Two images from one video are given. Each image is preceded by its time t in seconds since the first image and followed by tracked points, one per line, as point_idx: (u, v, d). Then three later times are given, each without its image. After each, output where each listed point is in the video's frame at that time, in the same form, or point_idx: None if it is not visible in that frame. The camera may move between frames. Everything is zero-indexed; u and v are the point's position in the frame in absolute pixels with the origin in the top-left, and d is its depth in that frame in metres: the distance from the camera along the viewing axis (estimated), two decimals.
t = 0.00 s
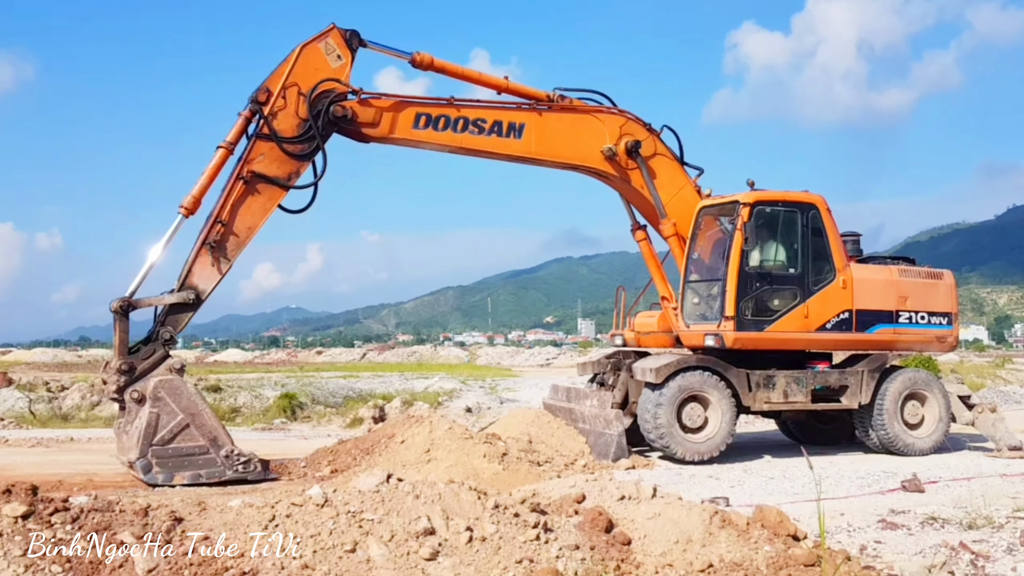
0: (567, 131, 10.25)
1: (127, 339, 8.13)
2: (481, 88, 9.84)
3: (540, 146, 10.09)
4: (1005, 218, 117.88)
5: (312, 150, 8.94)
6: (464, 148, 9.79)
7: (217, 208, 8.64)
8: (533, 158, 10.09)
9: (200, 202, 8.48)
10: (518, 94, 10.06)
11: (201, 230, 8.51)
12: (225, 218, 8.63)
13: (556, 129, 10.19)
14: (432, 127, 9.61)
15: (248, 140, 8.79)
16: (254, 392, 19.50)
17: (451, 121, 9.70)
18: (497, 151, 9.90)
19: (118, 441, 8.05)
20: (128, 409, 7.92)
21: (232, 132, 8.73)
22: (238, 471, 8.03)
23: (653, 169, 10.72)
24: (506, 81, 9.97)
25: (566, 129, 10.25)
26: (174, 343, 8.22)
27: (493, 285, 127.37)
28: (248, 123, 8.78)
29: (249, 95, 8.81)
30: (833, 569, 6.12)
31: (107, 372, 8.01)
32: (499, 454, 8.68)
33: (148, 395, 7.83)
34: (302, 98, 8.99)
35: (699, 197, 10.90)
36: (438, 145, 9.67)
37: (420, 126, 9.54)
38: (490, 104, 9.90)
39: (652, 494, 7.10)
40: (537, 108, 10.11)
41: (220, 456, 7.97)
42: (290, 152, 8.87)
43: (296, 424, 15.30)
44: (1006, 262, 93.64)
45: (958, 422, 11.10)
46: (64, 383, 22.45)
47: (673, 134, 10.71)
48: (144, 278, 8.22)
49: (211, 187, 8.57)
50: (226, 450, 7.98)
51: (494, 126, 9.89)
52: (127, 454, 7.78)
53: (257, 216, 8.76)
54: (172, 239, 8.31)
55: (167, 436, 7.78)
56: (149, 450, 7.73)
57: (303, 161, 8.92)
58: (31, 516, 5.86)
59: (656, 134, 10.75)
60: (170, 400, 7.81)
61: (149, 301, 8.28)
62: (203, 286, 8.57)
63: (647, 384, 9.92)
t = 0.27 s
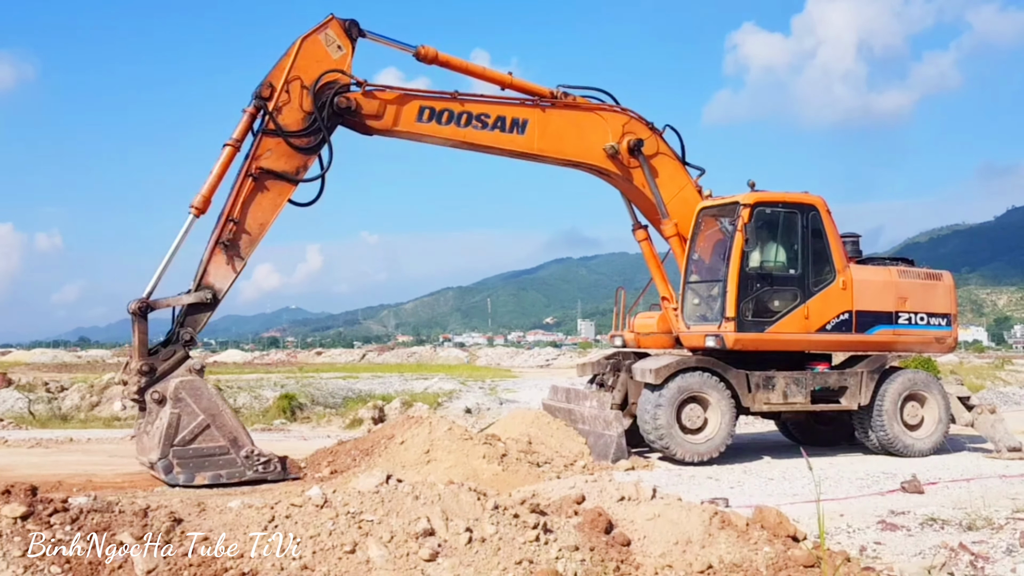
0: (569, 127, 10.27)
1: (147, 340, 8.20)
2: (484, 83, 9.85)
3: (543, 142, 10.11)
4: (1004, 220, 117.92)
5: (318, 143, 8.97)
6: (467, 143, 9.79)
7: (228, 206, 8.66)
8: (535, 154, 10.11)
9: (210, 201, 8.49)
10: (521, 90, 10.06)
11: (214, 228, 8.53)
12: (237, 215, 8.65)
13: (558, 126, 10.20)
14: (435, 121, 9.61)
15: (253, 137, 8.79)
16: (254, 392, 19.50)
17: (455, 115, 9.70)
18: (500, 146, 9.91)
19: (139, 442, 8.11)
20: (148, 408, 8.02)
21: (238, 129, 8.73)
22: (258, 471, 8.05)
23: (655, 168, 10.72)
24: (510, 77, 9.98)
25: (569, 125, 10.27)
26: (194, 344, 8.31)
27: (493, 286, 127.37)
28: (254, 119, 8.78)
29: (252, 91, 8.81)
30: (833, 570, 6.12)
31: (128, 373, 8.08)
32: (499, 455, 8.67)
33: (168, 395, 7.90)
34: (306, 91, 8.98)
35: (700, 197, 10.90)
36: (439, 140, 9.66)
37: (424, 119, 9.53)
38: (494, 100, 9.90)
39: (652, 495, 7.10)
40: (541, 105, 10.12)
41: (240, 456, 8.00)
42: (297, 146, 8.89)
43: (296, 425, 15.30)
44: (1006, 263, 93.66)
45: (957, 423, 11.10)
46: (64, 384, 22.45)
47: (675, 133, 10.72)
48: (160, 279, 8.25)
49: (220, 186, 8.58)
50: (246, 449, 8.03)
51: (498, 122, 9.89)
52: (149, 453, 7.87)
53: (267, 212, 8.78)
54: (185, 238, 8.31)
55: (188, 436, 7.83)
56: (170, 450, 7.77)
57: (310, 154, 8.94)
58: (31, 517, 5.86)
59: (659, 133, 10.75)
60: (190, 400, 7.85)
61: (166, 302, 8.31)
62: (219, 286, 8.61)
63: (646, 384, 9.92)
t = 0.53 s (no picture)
0: (572, 124, 10.27)
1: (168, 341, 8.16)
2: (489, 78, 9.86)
3: (546, 138, 10.10)
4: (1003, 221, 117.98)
5: (324, 136, 8.97)
6: (470, 138, 9.79)
7: (240, 204, 8.65)
8: (538, 150, 10.11)
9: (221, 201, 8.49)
10: (524, 86, 10.05)
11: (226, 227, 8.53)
12: (248, 213, 8.65)
13: (561, 122, 10.20)
14: (439, 114, 9.61)
15: (260, 133, 8.80)
16: (253, 393, 19.49)
17: (459, 109, 9.70)
18: (503, 142, 9.91)
19: (160, 444, 8.11)
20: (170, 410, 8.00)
21: (245, 126, 8.73)
22: (280, 470, 8.12)
23: (658, 167, 10.73)
24: (514, 73, 9.97)
25: (572, 122, 10.27)
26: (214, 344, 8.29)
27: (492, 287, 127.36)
28: (259, 116, 8.78)
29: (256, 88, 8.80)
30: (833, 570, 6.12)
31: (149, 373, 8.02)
32: (498, 456, 8.66)
33: (190, 396, 7.92)
34: (309, 86, 8.98)
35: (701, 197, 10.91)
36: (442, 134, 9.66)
37: (428, 113, 9.54)
38: (498, 95, 9.90)
39: (652, 496, 7.09)
40: (544, 101, 10.13)
41: (263, 455, 8.06)
42: (305, 140, 8.89)
43: (295, 425, 15.30)
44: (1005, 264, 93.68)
45: (956, 424, 11.10)
46: (63, 385, 22.44)
47: (678, 133, 10.73)
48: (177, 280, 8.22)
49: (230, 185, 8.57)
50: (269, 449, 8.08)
51: (501, 117, 9.90)
52: (173, 454, 7.84)
53: (279, 208, 8.78)
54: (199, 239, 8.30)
55: (212, 436, 7.87)
56: (194, 450, 7.80)
57: (317, 148, 8.95)
58: (30, 518, 5.85)
59: (661, 132, 10.76)
60: (213, 400, 7.91)
61: (184, 303, 8.28)
62: (236, 284, 8.59)
63: (646, 385, 9.92)
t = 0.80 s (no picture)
0: (575, 121, 10.27)
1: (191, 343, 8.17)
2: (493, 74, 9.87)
3: (548, 135, 10.11)
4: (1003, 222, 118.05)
5: (330, 130, 8.99)
6: (472, 133, 9.80)
7: (252, 204, 8.67)
8: (540, 147, 10.12)
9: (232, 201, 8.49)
10: (527, 83, 10.05)
11: (240, 226, 8.55)
12: (261, 211, 8.68)
13: (563, 119, 10.19)
14: (442, 109, 9.62)
15: (266, 131, 8.80)
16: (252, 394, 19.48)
17: (462, 104, 9.71)
18: (505, 138, 9.92)
19: (185, 445, 8.10)
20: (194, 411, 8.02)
21: (251, 125, 8.72)
22: (305, 468, 8.18)
23: (659, 166, 10.72)
24: (517, 69, 9.97)
25: (574, 119, 10.27)
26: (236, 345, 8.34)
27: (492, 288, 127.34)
28: (265, 114, 8.77)
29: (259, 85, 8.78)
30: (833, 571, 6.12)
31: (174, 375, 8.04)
32: (498, 457, 8.66)
33: (216, 398, 7.92)
34: (313, 80, 8.98)
35: (702, 197, 10.91)
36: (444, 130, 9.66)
37: (431, 107, 9.55)
38: (501, 91, 9.90)
39: (651, 497, 7.08)
40: (547, 98, 10.13)
41: (288, 454, 8.11)
42: (313, 136, 8.92)
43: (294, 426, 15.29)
44: (1005, 265, 93.72)
45: (956, 425, 11.10)
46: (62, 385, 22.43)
47: (679, 132, 10.75)
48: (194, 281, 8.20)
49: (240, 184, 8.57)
50: (293, 448, 8.13)
51: (504, 113, 9.90)
52: (199, 456, 7.84)
53: (291, 205, 8.81)
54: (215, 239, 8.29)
55: (237, 436, 7.90)
56: (219, 451, 7.82)
57: (325, 143, 8.98)
58: (29, 518, 5.85)
59: (663, 131, 10.77)
60: (238, 401, 7.92)
61: (205, 305, 8.28)
62: (254, 284, 8.60)
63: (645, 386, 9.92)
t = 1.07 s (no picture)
0: (577, 119, 10.28)
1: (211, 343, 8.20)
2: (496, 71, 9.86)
3: (550, 132, 10.12)
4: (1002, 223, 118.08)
5: (336, 125, 9.01)
6: (476, 129, 9.79)
7: (263, 203, 8.69)
8: (542, 145, 10.13)
9: (243, 201, 8.49)
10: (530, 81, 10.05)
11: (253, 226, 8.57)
12: (273, 210, 8.71)
13: (563, 116, 10.19)
14: (445, 105, 9.61)
15: (273, 131, 8.82)
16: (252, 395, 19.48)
17: (464, 100, 9.70)
18: (507, 135, 9.92)
19: (204, 443, 8.15)
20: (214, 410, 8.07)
21: (257, 125, 8.73)
22: (323, 469, 8.25)
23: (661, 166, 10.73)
24: (520, 67, 9.96)
25: (576, 118, 10.27)
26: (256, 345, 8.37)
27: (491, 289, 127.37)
28: (271, 113, 8.78)
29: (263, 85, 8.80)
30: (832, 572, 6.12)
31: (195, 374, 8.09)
32: (497, 458, 8.65)
33: (237, 397, 7.92)
34: (316, 77, 8.99)
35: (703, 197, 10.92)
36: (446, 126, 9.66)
37: (434, 103, 9.54)
38: (504, 88, 9.91)
39: (651, 498, 7.08)
40: (549, 96, 10.14)
41: (306, 454, 8.16)
42: (320, 132, 8.93)
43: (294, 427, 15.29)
44: (1005, 266, 93.74)
45: (955, 426, 11.09)
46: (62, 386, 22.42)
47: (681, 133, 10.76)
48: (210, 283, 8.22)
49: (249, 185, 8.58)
50: (311, 446, 8.18)
51: (506, 110, 9.90)
52: (218, 455, 7.87)
53: (303, 203, 8.84)
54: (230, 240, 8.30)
55: (256, 436, 7.91)
56: (239, 451, 7.82)
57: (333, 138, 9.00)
58: (28, 519, 5.84)
59: (665, 131, 10.78)
60: (258, 402, 7.93)
61: (222, 305, 8.29)
62: (270, 283, 8.65)
63: (644, 387, 9.91)
